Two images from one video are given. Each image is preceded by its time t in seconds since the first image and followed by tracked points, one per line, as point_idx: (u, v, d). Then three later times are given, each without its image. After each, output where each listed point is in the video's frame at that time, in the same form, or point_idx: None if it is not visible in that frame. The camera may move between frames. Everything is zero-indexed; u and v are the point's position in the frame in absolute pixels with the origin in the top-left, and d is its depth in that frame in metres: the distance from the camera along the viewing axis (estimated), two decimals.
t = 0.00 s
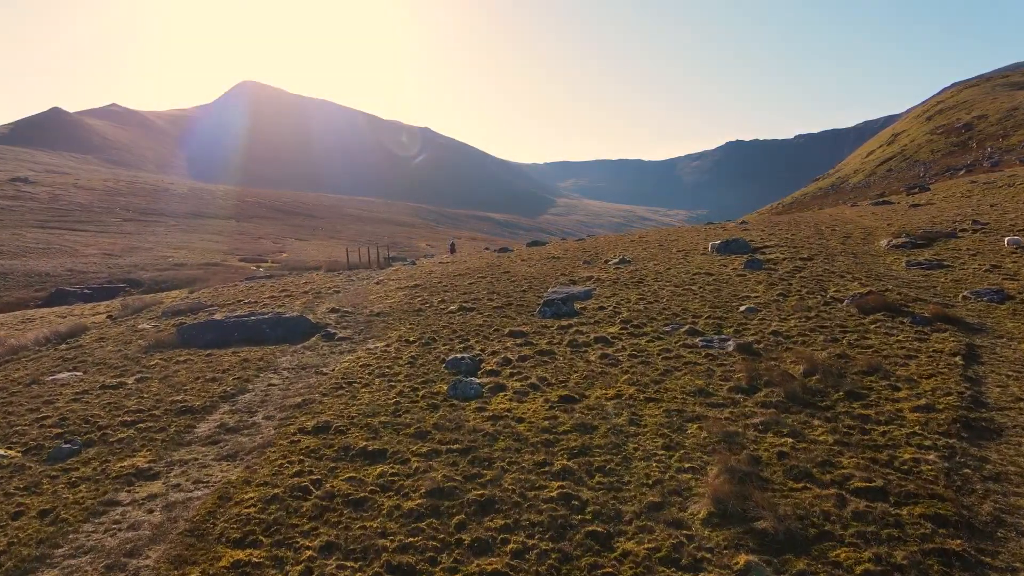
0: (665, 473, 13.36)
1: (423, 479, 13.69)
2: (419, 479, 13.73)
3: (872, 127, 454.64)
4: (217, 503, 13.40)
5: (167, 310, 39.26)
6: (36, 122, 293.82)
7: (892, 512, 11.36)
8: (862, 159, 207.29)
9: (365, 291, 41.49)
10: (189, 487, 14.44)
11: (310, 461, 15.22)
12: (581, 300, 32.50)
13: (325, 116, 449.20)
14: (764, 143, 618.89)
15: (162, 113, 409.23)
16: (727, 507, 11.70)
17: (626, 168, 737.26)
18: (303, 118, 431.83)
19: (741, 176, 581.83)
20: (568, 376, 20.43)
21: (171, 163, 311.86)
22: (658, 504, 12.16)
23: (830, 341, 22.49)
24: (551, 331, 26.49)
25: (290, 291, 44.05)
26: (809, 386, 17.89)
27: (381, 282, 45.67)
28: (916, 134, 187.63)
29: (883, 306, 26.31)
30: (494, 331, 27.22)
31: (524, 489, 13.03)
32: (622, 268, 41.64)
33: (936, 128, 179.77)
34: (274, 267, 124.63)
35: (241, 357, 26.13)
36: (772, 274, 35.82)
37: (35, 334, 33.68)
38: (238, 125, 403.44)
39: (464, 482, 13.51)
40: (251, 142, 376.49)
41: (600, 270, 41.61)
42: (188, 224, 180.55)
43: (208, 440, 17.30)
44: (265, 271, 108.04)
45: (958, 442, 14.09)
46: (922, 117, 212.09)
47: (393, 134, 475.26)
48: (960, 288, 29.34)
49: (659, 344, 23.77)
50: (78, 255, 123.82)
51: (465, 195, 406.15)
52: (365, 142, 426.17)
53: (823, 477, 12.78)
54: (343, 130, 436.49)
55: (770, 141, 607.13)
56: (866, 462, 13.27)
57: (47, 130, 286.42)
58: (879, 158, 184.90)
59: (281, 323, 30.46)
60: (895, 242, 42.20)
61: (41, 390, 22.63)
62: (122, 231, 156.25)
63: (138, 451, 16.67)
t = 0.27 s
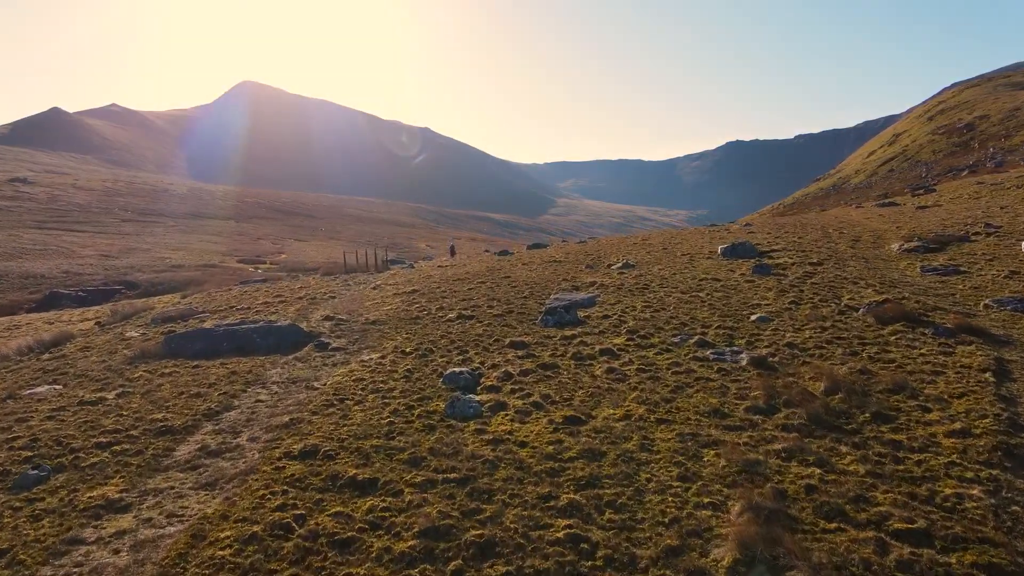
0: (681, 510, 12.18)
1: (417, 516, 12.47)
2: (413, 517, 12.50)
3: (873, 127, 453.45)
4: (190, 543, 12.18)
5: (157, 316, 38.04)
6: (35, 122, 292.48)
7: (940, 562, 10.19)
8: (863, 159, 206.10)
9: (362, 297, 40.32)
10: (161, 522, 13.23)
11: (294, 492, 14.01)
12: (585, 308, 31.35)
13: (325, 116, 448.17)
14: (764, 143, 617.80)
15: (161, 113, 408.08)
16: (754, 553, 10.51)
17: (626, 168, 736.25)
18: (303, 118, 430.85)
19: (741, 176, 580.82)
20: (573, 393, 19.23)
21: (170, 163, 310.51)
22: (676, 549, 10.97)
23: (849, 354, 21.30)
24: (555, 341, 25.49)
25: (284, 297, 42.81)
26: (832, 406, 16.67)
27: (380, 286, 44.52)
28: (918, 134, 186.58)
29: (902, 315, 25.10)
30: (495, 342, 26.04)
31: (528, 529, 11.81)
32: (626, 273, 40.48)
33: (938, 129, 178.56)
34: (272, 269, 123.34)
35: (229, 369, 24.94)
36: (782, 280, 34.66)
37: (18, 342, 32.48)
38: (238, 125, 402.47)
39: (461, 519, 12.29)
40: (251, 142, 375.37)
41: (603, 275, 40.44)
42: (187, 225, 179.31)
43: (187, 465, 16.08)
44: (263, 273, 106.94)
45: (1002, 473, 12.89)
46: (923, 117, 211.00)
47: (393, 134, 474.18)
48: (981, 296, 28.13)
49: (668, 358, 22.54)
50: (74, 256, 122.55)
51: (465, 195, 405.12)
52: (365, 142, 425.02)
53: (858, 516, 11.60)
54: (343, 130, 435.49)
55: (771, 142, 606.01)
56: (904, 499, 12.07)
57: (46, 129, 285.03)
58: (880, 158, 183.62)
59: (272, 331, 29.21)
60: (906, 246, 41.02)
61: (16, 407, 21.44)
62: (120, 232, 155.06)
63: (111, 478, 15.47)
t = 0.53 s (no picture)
0: (701, 555, 10.98)
1: (408, 561, 11.25)
2: (403, 560, 11.29)
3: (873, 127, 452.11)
4: None
5: (146, 323, 36.83)
6: (33, 121, 291.12)
7: None
8: (865, 159, 204.87)
9: (358, 302, 39.15)
10: (126, 564, 12.04)
11: (275, 527, 12.81)
12: (588, 316, 30.19)
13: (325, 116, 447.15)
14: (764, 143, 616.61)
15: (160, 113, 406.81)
16: None
17: (626, 168, 735.17)
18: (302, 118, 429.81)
19: (741, 176, 579.65)
20: (577, 412, 18.03)
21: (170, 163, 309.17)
22: None
23: (870, 369, 20.08)
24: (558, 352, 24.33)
25: (278, 302, 41.64)
26: (858, 428, 15.46)
27: (377, 291, 43.33)
28: (919, 134, 185.41)
29: (922, 325, 23.88)
30: (495, 353, 24.85)
31: None
32: (630, 278, 39.31)
33: (939, 129, 177.37)
34: (270, 271, 122.20)
35: (215, 382, 23.78)
36: (793, 286, 33.46)
37: None
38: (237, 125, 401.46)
39: (456, 564, 11.09)
40: (251, 142, 374.16)
41: (607, 280, 39.26)
42: (186, 225, 178.07)
43: (161, 494, 14.88)
44: (260, 276, 105.83)
45: None
46: (925, 116, 209.68)
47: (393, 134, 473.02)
48: (1003, 304, 26.89)
49: (677, 371, 21.34)
50: (71, 257, 121.33)
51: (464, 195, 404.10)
52: (364, 142, 423.84)
53: (899, 563, 10.43)
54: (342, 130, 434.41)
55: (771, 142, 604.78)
56: (948, 542, 10.89)
57: (45, 129, 283.70)
58: (882, 158, 182.48)
59: (262, 341, 28.07)
60: (919, 250, 39.83)
61: None
62: (118, 232, 153.84)
63: (78, 509, 14.29)
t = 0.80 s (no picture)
0: None
1: None
2: None
3: (873, 127, 450.99)
4: None
5: (134, 330, 35.57)
6: (32, 121, 289.76)
7: None
8: (866, 159, 203.54)
9: (353, 309, 37.93)
10: None
11: (252, 571, 11.63)
12: (592, 325, 29.01)
13: (325, 116, 446.38)
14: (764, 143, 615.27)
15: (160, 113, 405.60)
16: None
17: (626, 168, 733.88)
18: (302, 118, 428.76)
19: (741, 176, 578.61)
20: (583, 435, 16.80)
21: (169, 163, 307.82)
22: None
23: (892, 385, 18.88)
24: (561, 365, 23.14)
25: (272, 308, 40.43)
26: (889, 455, 14.24)
27: (373, 296, 42.11)
28: (920, 135, 184.30)
29: (944, 337, 22.64)
30: (495, 366, 23.64)
31: None
32: (633, 283, 38.15)
33: (941, 129, 176.03)
34: (267, 273, 121.00)
35: (200, 396, 22.60)
36: (803, 293, 32.24)
37: None
38: (237, 125, 400.38)
39: None
40: (251, 142, 372.93)
41: (610, 286, 38.05)
42: (184, 226, 176.83)
43: (130, 527, 13.70)
44: (257, 278, 104.64)
45: None
46: (926, 117, 208.55)
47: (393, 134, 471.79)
48: None
49: (688, 387, 20.13)
50: (67, 259, 120.11)
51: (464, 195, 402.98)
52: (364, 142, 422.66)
53: None
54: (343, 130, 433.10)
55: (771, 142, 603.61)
56: None
57: (43, 129, 282.39)
58: (883, 159, 181.17)
59: (252, 351, 26.91)
60: (932, 254, 38.61)
61: None
62: (117, 233, 152.63)
63: (40, 546, 13.11)
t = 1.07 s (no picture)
0: None
1: None
2: None
3: (874, 127, 449.92)
4: None
5: (121, 338, 34.31)
6: (31, 121, 288.44)
7: None
8: (867, 159, 202.28)
9: (349, 316, 36.77)
10: None
11: None
12: (596, 335, 27.85)
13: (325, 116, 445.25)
14: (765, 143, 614.17)
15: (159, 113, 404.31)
16: None
17: (626, 168, 732.63)
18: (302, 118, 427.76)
19: (742, 176, 577.58)
20: (589, 460, 15.59)
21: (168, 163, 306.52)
22: None
23: (918, 404, 17.70)
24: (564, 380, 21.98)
25: (266, 314, 39.28)
26: (924, 486, 13.05)
27: (370, 302, 40.95)
28: (922, 134, 183.21)
29: (968, 350, 21.44)
30: (495, 381, 22.46)
31: None
32: (638, 289, 36.96)
33: (944, 129, 174.79)
34: (265, 274, 119.78)
35: (183, 412, 21.42)
36: (815, 301, 31.04)
37: None
38: (236, 125, 399.27)
39: None
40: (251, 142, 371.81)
41: (614, 292, 36.85)
42: (183, 226, 175.58)
43: (95, 568, 12.50)
44: (253, 280, 103.49)
45: None
46: (927, 117, 207.54)
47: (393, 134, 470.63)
48: None
49: (700, 405, 18.94)
50: (63, 260, 118.87)
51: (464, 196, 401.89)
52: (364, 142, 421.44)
53: None
54: (342, 130, 432.01)
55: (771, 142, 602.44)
56: None
57: (42, 129, 281.06)
58: (885, 159, 179.88)
59: (240, 363, 25.74)
60: (945, 259, 37.41)
61: None
62: (115, 234, 151.42)
63: None
